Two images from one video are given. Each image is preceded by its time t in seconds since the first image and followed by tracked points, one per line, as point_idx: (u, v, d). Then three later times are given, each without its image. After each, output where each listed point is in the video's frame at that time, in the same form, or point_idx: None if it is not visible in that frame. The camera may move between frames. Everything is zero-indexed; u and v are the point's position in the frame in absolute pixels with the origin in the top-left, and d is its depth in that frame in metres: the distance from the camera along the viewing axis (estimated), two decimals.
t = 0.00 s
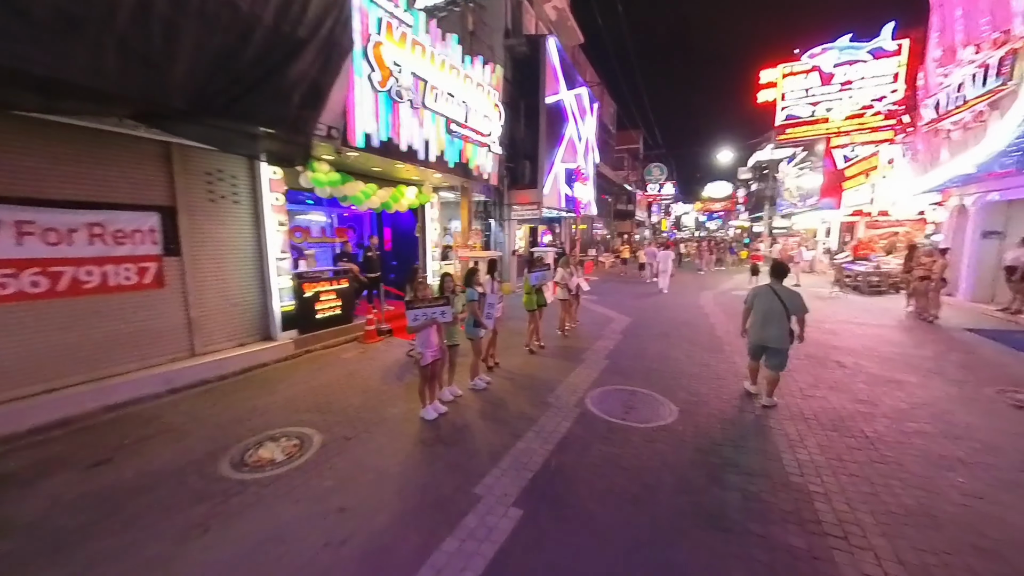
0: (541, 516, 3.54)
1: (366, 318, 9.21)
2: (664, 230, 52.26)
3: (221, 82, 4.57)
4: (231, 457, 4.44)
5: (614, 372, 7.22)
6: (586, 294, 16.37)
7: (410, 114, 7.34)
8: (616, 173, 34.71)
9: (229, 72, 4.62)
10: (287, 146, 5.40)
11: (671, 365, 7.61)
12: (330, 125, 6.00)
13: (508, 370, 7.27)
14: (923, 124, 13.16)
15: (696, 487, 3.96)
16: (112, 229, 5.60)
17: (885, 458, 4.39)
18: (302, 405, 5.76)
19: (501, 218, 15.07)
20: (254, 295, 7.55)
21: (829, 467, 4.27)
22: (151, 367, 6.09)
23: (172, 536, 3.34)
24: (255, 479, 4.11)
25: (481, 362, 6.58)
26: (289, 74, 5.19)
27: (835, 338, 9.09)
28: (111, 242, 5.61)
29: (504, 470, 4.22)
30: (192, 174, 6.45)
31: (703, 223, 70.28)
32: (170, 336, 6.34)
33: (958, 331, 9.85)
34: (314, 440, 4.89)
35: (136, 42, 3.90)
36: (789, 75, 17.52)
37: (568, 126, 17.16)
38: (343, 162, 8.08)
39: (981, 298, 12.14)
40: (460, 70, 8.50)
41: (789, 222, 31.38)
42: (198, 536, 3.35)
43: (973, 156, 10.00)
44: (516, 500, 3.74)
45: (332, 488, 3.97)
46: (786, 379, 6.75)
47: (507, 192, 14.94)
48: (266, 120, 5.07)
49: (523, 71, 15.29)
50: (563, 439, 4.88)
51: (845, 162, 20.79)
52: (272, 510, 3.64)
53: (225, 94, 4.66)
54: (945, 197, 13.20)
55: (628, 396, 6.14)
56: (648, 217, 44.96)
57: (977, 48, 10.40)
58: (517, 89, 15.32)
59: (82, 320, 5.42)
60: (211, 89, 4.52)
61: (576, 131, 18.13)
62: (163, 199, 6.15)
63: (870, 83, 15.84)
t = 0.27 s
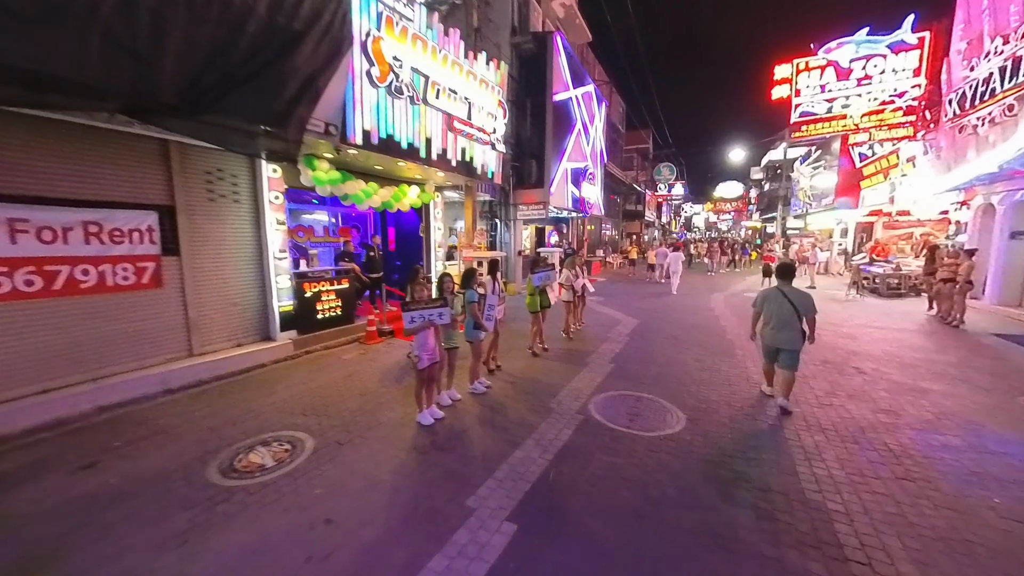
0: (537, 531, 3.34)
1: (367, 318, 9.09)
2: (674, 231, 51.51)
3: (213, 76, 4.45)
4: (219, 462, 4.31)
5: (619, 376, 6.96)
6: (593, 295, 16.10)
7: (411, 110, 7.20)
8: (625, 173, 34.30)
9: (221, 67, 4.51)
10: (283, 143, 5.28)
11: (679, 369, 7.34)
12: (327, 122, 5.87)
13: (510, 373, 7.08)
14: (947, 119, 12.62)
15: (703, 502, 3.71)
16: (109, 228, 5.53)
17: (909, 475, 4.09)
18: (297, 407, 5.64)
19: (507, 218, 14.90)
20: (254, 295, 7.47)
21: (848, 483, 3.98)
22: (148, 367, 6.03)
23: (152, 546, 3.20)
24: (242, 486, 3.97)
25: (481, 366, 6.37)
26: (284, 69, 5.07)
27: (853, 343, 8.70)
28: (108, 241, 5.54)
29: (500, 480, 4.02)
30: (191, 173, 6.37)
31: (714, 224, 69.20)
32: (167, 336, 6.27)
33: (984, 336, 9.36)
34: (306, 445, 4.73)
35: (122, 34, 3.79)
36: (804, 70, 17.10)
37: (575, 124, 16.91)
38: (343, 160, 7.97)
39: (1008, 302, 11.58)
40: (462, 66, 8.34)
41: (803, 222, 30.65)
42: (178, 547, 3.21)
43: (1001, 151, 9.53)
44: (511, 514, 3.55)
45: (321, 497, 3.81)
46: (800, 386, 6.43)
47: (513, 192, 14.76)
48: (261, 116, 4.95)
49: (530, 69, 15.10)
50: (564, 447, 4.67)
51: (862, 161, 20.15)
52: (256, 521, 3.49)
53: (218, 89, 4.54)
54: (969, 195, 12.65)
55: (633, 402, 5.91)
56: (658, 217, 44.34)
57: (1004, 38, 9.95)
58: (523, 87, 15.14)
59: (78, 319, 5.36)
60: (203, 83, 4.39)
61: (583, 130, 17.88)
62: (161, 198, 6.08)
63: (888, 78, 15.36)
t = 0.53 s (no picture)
0: (533, 556, 3.05)
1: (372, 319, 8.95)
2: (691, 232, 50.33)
3: (206, 68, 4.33)
4: (207, 467, 4.15)
5: (630, 383, 6.60)
6: (606, 297, 15.69)
7: (415, 106, 7.02)
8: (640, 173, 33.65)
9: (215, 59, 4.39)
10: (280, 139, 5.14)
11: (694, 377, 6.93)
12: (327, 118, 5.73)
13: (515, 378, 6.81)
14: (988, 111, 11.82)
15: (719, 527, 3.35)
16: (109, 226, 5.51)
17: (956, 502, 3.64)
18: (293, 410, 5.48)
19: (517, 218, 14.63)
20: (257, 295, 7.40)
21: (886, 511, 3.55)
22: (148, 366, 5.99)
23: (127, 558, 3.04)
24: (227, 493, 3.80)
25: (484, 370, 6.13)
26: (281, 62, 4.93)
27: (885, 351, 8.10)
28: (109, 239, 5.51)
29: (496, 496, 3.75)
30: (193, 171, 6.33)
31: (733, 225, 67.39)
32: (168, 335, 6.23)
33: None
34: (298, 451, 4.55)
35: (110, 23, 3.68)
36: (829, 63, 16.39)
37: (588, 122, 16.55)
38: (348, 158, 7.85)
39: None
40: (469, 61, 8.13)
41: (828, 223, 29.44)
42: (153, 559, 3.04)
43: None
44: (506, 534, 3.27)
45: (306, 508, 3.61)
46: (827, 398, 5.95)
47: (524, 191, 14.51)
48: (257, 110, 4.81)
49: (541, 66, 14.84)
50: (567, 460, 4.36)
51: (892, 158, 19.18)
52: (237, 533, 3.30)
53: (211, 82, 4.42)
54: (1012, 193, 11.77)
55: (644, 411, 5.56)
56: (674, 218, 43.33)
57: None
58: (534, 85, 14.89)
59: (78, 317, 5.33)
60: (197, 76, 4.27)
61: (596, 129, 17.51)
62: (163, 196, 6.05)
63: (922, 70, 14.55)
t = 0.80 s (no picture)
0: None
1: (382, 322, 8.86)
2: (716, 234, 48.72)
3: (209, 68, 4.26)
4: (203, 474, 4.05)
5: (647, 396, 6.20)
6: (625, 302, 15.18)
7: (425, 105, 6.87)
8: (662, 174, 32.77)
9: (218, 58, 4.31)
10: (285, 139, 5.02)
11: (718, 391, 6.46)
12: (335, 118, 5.64)
13: (525, 387, 6.51)
14: None
15: (744, 569, 2.96)
16: (122, 227, 5.56)
17: None
18: (296, 415, 5.37)
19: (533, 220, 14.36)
20: (268, 296, 7.42)
21: (943, 559, 3.07)
22: (159, 367, 6.03)
23: (107, 572, 2.92)
24: (218, 504, 3.67)
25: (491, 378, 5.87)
26: (286, 61, 4.83)
27: (935, 367, 7.35)
28: (121, 240, 5.59)
29: (495, 519, 3.47)
30: (206, 173, 6.38)
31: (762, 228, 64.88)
32: (179, 336, 6.27)
33: None
34: (296, 460, 4.41)
35: (111, 24, 3.61)
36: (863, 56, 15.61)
37: (608, 122, 16.14)
38: (359, 159, 7.76)
39: None
40: (481, 59, 7.95)
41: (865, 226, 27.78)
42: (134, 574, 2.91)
43: None
44: (501, 566, 2.98)
45: (295, 524, 3.43)
46: (869, 419, 5.37)
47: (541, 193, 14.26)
48: (261, 110, 4.72)
49: (560, 66, 14.56)
50: (574, 481, 4.04)
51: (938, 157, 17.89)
52: (221, 549, 3.15)
53: (215, 82, 4.34)
54: None
55: (662, 428, 5.16)
56: (699, 221, 42.03)
57: None
58: (552, 84, 14.62)
59: (92, 317, 5.43)
60: (199, 76, 4.22)
61: (616, 128, 17.06)
62: (175, 198, 6.10)
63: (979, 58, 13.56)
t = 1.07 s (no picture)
0: None
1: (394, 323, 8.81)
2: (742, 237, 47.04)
3: (218, 68, 4.24)
4: (204, 477, 4.00)
5: (665, 407, 5.85)
6: (644, 306, 14.68)
7: (436, 104, 6.77)
8: (686, 174, 31.83)
9: (227, 58, 4.28)
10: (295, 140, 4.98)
11: (742, 404, 6.02)
12: (345, 117, 5.57)
13: (535, 394, 6.26)
14: None
15: None
16: (140, 228, 5.68)
17: None
18: (302, 418, 5.30)
19: (550, 222, 14.12)
20: (282, 297, 7.47)
21: None
22: (174, 365, 6.12)
23: None
24: (215, 509, 3.59)
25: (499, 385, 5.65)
26: (295, 60, 4.79)
27: (989, 382, 6.69)
28: (139, 241, 5.69)
29: (497, 539, 3.25)
30: (222, 175, 6.46)
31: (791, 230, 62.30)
32: (194, 335, 6.36)
33: None
34: (297, 464, 4.32)
35: (121, 25, 3.62)
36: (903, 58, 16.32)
37: (628, 121, 15.75)
38: (372, 159, 7.72)
39: None
40: (496, 57, 7.78)
41: (906, 227, 26.11)
42: None
43: None
44: None
45: (289, 535, 3.30)
46: (914, 439, 4.87)
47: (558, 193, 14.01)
48: (270, 111, 4.69)
49: (579, 64, 14.29)
50: (584, 499, 3.78)
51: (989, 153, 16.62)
52: (213, 558, 3.05)
53: (225, 82, 4.31)
54: None
55: (680, 443, 4.81)
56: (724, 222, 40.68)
57: None
58: (571, 83, 14.36)
59: (112, 315, 5.55)
60: (209, 77, 4.21)
61: (637, 127, 16.60)
62: (192, 199, 6.18)
63: None
